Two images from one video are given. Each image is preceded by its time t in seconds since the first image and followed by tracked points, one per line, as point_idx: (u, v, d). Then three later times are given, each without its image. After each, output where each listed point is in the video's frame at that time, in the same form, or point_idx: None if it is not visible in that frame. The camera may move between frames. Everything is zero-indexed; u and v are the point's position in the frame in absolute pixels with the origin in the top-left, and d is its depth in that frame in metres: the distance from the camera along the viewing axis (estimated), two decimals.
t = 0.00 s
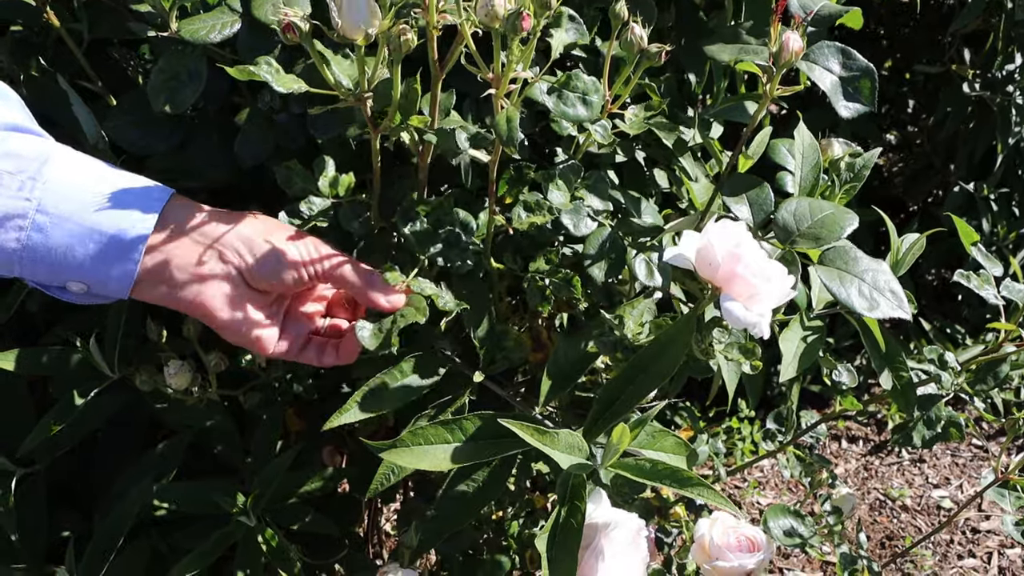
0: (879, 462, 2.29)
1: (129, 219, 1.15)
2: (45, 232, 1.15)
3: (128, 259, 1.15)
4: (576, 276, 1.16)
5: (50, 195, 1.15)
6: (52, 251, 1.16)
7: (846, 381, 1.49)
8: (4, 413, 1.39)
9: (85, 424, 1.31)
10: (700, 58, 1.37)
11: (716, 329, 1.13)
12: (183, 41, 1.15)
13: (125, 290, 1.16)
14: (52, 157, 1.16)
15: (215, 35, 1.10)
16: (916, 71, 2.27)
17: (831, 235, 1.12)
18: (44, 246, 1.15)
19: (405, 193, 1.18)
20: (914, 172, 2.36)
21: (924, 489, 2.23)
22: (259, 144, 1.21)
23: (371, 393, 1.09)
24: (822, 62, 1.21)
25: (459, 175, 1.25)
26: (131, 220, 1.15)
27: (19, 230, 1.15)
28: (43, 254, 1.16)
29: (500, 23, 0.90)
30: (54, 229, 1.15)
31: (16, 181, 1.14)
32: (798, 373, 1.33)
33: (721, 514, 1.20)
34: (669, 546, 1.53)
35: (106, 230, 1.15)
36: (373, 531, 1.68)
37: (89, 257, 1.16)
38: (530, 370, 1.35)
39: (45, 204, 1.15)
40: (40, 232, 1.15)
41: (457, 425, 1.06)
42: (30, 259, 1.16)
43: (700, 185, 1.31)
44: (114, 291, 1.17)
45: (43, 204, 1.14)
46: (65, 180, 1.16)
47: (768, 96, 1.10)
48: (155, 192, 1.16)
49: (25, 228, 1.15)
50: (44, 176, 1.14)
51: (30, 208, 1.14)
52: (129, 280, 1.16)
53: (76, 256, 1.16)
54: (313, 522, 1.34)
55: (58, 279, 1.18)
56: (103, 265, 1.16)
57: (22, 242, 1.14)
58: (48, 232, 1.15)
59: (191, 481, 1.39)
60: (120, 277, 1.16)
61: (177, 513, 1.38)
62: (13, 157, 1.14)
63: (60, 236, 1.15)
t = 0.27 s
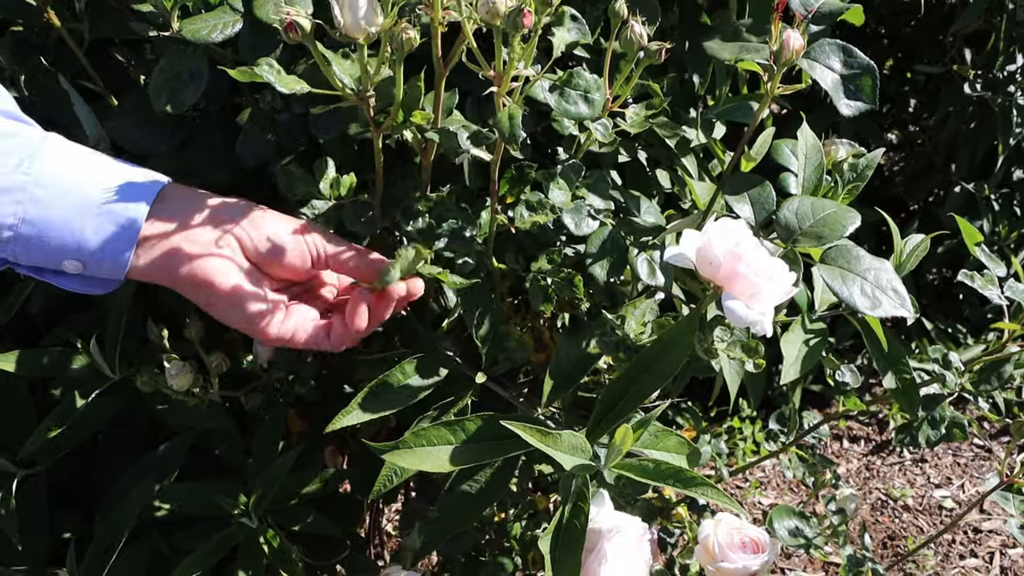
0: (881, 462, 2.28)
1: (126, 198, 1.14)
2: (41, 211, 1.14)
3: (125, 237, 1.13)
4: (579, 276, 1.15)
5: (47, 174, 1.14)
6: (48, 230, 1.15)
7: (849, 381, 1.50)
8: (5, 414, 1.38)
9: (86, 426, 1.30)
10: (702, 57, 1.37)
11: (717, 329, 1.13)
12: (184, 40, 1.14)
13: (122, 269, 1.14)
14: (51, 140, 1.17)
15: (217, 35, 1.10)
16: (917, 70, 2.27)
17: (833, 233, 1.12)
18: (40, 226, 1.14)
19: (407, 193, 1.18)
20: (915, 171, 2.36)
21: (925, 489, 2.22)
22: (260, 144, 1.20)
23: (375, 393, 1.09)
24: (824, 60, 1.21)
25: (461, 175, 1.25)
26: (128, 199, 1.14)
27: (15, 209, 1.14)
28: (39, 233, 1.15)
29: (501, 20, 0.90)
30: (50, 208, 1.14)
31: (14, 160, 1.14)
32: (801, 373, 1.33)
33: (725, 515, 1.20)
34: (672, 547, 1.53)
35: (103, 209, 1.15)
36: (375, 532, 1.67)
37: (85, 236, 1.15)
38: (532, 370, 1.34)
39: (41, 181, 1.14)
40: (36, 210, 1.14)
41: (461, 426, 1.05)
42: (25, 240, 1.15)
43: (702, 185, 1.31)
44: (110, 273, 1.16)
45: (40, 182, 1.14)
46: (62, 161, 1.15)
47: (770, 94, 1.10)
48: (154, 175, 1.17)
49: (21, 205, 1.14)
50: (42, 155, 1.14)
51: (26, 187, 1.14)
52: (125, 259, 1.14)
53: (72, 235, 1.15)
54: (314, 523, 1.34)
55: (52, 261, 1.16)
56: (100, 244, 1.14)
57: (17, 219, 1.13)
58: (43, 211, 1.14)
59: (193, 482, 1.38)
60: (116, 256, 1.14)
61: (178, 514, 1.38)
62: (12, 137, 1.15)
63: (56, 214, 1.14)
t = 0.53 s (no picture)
0: (882, 465, 2.28)
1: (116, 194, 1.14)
2: (29, 208, 1.13)
3: (112, 229, 1.12)
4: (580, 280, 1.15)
5: (34, 173, 1.14)
6: (35, 226, 1.13)
7: (850, 385, 1.50)
8: (3, 418, 1.38)
9: (83, 430, 1.31)
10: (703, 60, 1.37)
11: (719, 334, 1.12)
12: (183, 44, 1.14)
13: (109, 263, 1.12)
14: (39, 145, 1.18)
15: (216, 38, 1.10)
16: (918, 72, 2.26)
17: (836, 239, 1.12)
18: (27, 223, 1.13)
19: (408, 197, 1.17)
20: (916, 171, 2.36)
21: (926, 491, 2.22)
22: (260, 147, 1.19)
23: (376, 397, 1.08)
24: (826, 66, 1.21)
25: (461, 179, 1.25)
26: (118, 195, 1.14)
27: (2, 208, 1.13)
28: (25, 230, 1.13)
29: (504, 24, 0.89)
30: (38, 205, 1.14)
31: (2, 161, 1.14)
32: (802, 377, 1.33)
33: (727, 519, 1.19)
34: (673, 551, 1.52)
35: (92, 205, 1.14)
36: (375, 536, 1.67)
37: (73, 232, 1.14)
38: (532, 375, 1.34)
39: (33, 179, 1.14)
40: (26, 207, 1.13)
41: (461, 430, 1.05)
42: (12, 237, 1.13)
43: (703, 189, 1.29)
44: (98, 268, 1.13)
45: (28, 180, 1.14)
46: (51, 162, 1.16)
47: (772, 98, 1.09)
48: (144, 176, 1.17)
49: (11, 202, 1.13)
50: (31, 155, 1.15)
51: (13, 186, 1.14)
52: (113, 251, 1.12)
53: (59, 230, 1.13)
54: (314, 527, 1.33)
55: (39, 259, 1.15)
56: (88, 237, 1.13)
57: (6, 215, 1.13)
58: (30, 208, 1.13)
59: (192, 486, 1.38)
60: (104, 248, 1.12)
61: (177, 518, 1.37)
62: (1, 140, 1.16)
63: (46, 211, 1.14)
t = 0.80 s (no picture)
0: (884, 464, 2.27)
1: (113, 181, 1.14)
2: (27, 197, 1.14)
3: (109, 215, 1.11)
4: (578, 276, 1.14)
5: (32, 163, 1.14)
6: (33, 215, 1.13)
7: (852, 384, 1.50)
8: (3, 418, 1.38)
9: (82, 430, 1.30)
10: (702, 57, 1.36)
11: (717, 330, 1.11)
12: (180, 42, 1.14)
13: (107, 249, 1.12)
14: (37, 136, 1.18)
15: (212, 37, 1.09)
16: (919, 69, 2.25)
17: (835, 232, 1.11)
18: (25, 211, 1.13)
19: (405, 194, 1.17)
20: (920, 167, 2.32)
21: (928, 490, 2.21)
22: (256, 145, 1.19)
23: (372, 396, 1.08)
24: (822, 57, 1.20)
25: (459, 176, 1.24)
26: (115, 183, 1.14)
27: None
28: (23, 219, 1.13)
29: (493, 19, 0.88)
30: (36, 193, 1.14)
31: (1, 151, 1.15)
32: (802, 376, 1.32)
33: (727, 519, 1.19)
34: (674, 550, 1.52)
35: (89, 192, 1.14)
36: (376, 535, 1.66)
37: (70, 219, 1.13)
38: (532, 373, 1.33)
39: (29, 167, 1.14)
40: (23, 195, 1.14)
41: (458, 429, 1.04)
42: (10, 225, 1.13)
43: (702, 185, 1.30)
44: (96, 255, 1.13)
45: (26, 169, 1.14)
46: (50, 152, 1.16)
47: (769, 93, 1.08)
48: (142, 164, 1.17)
49: (8, 190, 1.14)
50: (28, 145, 1.15)
51: (11, 176, 1.14)
52: (110, 237, 1.11)
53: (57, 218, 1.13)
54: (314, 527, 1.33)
55: (38, 248, 1.15)
56: (85, 224, 1.12)
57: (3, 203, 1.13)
58: (28, 198, 1.13)
59: (191, 485, 1.37)
60: (101, 234, 1.11)
61: (177, 518, 1.37)
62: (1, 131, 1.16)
63: (42, 199, 1.14)
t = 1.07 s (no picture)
0: (884, 466, 2.27)
1: (113, 184, 1.13)
2: (28, 199, 1.12)
3: (109, 218, 1.11)
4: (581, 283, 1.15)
5: (34, 165, 1.13)
6: (34, 217, 1.12)
7: (852, 387, 1.49)
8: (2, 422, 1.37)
9: (82, 435, 1.29)
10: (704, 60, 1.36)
11: (721, 337, 1.11)
12: (181, 45, 1.13)
13: (107, 251, 1.11)
14: (38, 138, 1.17)
15: (214, 40, 1.09)
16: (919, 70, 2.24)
17: (838, 241, 1.11)
18: (26, 213, 1.12)
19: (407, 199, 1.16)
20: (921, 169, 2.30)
21: (928, 493, 2.21)
22: (258, 149, 1.18)
23: (375, 401, 1.07)
24: (828, 66, 1.20)
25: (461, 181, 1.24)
26: (116, 185, 1.13)
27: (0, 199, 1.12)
28: (24, 220, 1.12)
29: (502, 24, 0.89)
30: (38, 195, 1.13)
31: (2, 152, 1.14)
32: (804, 379, 1.32)
33: (727, 523, 1.18)
34: (675, 554, 1.52)
35: (90, 194, 1.13)
36: (375, 539, 1.66)
37: (71, 221, 1.12)
38: (533, 377, 1.33)
39: (31, 169, 1.13)
40: (24, 198, 1.13)
41: (462, 434, 1.04)
42: (11, 227, 1.12)
43: (704, 190, 1.31)
44: (96, 258, 1.12)
45: (28, 171, 1.13)
46: (52, 154, 1.15)
47: (775, 99, 1.09)
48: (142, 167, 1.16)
49: (9, 191, 1.12)
50: (31, 147, 1.14)
51: (13, 178, 1.13)
52: (110, 239, 1.11)
53: (58, 219, 1.12)
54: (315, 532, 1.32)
55: (38, 250, 1.13)
56: (86, 226, 1.11)
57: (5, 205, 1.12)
58: (29, 200, 1.12)
59: (191, 490, 1.37)
60: (102, 237, 1.11)
61: (178, 523, 1.37)
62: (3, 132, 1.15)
63: (44, 201, 1.13)
